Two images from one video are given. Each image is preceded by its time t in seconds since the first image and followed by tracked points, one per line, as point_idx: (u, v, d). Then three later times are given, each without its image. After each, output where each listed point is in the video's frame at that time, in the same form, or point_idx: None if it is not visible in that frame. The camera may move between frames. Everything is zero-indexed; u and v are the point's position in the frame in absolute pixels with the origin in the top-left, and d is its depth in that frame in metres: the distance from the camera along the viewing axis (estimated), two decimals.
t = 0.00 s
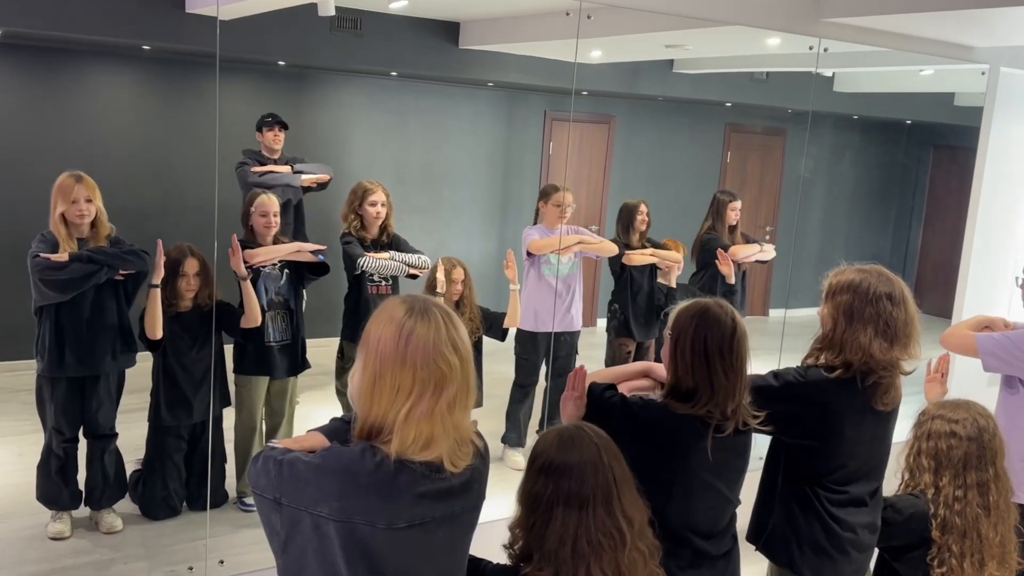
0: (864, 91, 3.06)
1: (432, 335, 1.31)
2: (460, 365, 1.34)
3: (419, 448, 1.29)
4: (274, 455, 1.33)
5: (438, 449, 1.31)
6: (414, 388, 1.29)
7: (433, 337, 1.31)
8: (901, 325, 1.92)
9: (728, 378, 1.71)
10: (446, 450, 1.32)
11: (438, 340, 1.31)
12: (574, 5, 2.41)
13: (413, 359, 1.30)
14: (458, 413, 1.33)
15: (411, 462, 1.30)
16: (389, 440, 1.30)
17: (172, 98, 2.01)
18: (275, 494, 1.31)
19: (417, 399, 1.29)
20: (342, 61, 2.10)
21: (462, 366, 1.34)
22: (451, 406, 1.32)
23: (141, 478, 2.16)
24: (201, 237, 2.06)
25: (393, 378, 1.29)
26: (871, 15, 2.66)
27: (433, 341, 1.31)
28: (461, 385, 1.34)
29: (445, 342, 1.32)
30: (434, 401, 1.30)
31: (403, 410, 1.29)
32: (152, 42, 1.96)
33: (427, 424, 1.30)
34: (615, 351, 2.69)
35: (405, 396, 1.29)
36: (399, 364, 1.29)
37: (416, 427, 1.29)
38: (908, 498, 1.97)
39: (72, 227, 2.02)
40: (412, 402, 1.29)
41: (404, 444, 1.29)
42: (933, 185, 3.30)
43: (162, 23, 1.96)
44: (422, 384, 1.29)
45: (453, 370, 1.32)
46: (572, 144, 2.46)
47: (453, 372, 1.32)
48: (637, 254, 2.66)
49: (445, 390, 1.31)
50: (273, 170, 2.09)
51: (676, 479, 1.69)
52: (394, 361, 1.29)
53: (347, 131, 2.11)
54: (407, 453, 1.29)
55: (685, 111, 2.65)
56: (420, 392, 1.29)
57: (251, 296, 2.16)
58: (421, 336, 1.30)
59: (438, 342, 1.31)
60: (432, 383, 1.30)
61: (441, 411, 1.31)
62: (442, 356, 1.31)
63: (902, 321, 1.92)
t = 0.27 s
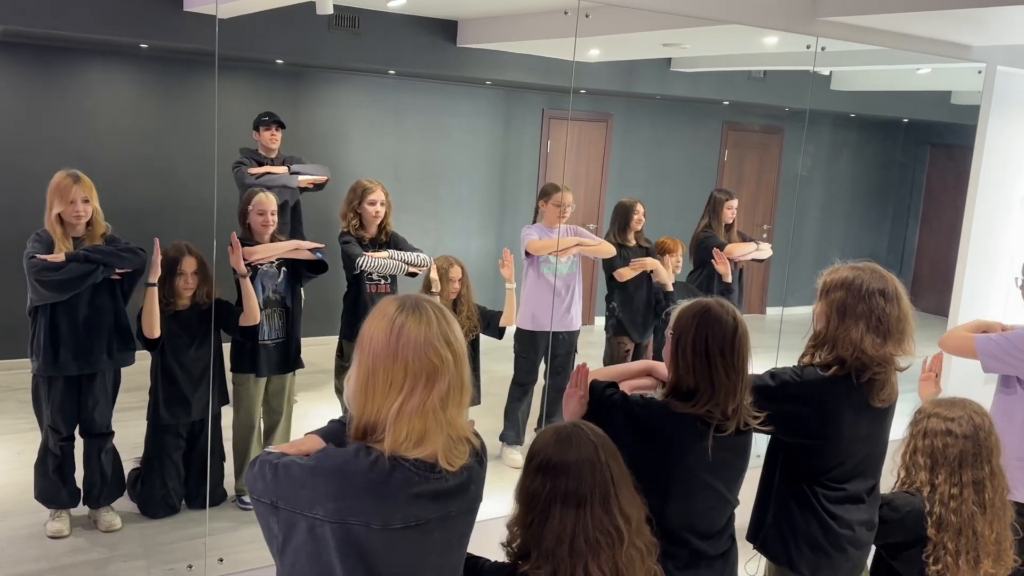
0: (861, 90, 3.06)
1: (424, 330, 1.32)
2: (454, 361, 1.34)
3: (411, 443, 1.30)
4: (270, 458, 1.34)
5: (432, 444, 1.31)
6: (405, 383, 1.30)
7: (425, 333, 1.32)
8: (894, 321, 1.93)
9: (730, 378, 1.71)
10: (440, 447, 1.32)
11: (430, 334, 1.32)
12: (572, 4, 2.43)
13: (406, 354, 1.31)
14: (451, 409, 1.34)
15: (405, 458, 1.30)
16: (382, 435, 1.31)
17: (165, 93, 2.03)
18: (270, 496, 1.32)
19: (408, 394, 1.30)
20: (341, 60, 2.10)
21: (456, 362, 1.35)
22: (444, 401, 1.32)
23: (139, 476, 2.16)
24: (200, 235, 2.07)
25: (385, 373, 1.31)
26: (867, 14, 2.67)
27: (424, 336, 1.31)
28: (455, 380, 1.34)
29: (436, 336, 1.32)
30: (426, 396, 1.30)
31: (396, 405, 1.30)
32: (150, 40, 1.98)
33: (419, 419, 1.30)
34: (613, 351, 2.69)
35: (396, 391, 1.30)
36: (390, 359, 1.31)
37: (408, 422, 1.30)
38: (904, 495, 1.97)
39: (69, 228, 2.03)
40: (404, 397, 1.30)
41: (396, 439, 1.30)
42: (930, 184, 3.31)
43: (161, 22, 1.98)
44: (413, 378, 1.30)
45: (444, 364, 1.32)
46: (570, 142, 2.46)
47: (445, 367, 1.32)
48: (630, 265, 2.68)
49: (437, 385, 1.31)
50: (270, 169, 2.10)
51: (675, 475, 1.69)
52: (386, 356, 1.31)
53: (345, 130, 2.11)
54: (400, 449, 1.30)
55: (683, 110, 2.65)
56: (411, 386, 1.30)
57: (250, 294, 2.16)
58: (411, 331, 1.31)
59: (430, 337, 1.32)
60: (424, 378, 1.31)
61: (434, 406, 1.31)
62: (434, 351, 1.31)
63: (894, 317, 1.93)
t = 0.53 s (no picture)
0: (857, 88, 3.07)
1: (415, 328, 1.32)
2: (444, 359, 1.34)
3: (399, 441, 1.30)
4: (261, 463, 1.35)
5: (419, 442, 1.31)
6: (394, 380, 1.31)
7: (415, 330, 1.32)
8: (886, 317, 1.93)
9: (724, 376, 1.72)
10: (429, 445, 1.32)
11: (420, 332, 1.32)
12: (568, 3, 2.45)
13: (395, 352, 1.31)
14: (440, 407, 1.33)
15: (392, 456, 1.30)
16: (371, 432, 1.31)
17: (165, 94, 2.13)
18: (263, 503, 1.32)
19: (397, 391, 1.30)
20: (336, 58, 2.10)
21: (446, 360, 1.35)
22: (433, 399, 1.32)
23: (135, 474, 2.19)
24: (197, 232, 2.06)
25: (375, 370, 1.31)
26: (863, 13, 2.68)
27: (415, 333, 1.32)
28: (445, 378, 1.34)
29: (427, 333, 1.33)
30: (415, 393, 1.30)
31: (384, 401, 1.30)
32: (145, 37, 2.02)
33: (406, 416, 1.30)
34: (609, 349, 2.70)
35: (385, 388, 1.30)
36: (381, 357, 1.31)
37: (396, 419, 1.30)
38: (892, 490, 2.01)
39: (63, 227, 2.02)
40: (392, 394, 1.30)
41: (384, 436, 1.30)
42: (925, 182, 3.32)
43: (154, 19, 2.00)
44: (402, 375, 1.31)
45: (434, 362, 1.32)
46: (566, 139, 2.46)
47: (435, 364, 1.33)
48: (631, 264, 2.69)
49: (426, 383, 1.31)
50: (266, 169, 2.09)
51: (670, 471, 1.70)
52: (377, 354, 1.32)
53: (341, 129, 2.11)
54: (388, 446, 1.30)
55: (680, 109, 2.65)
56: (399, 383, 1.30)
57: (245, 293, 2.13)
58: (401, 328, 1.32)
59: (420, 335, 1.32)
60: (413, 375, 1.31)
61: (422, 404, 1.31)
62: (424, 348, 1.32)
63: (885, 313, 1.93)
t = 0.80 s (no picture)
0: (852, 88, 3.08)
1: (414, 325, 1.32)
2: (444, 356, 1.34)
3: (400, 438, 1.30)
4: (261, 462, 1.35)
5: (420, 439, 1.31)
6: (394, 377, 1.30)
7: (414, 328, 1.32)
8: (882, 316, 1.94)
9: (721, 374, 1.72)
10: (429, 442, 1.32)
11: (420, 329, 1.32)
12: (564, 2, 2.46)
13: (395, 350, 1.31)
14: (440, 404, 1.33)
15: (393, 453, 1.30)
16: (371, 430, 1.30)
17: (162, 94, 2.08)
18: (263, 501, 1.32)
19: (397, 387, 1.30)
20: (333, 57, 2.09)
21: (446, 357, 1.34)
22: (433, 396, 1.32)
23: (132, 474, 2.18)
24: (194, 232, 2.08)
25: (375, 367, 1.31)
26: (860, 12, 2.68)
27: (414, 330, 1.32)
28: (444, 375, 1.34)
29: (426, 331, 1.33)
30: (415, 390, 1.30)
31: (385, 399, 1.30)
32: (142, 37, 2.01)
33: (407, 414, 1.30)
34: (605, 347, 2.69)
35: (385, 385, 1.30)
36: (381, 354, 1.31)
37: (396, 417, 1.30)
38: (887, 489, 2.03)
39: (58, 225, 2.00)
40: (392, 391, 1.30)
41: (384, 434, 1.29)
42: (920, 182, 3.33)
43: (151, 20, 2.01)
44: (402, 372, 1.30)
45: (434, 359, 1.32)
46: (563, 138, 2.46)
47: (435, 362, 1.32)
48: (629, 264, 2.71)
49: (426, 380, 1.31)
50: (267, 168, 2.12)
51: (665, 470, 1.70)
52: (377, 351, 1.31)
53: (338, 128, 2.11)
54: (388, 443, 1.30)
55: (677, 108, 2.65)
56: (400, 380, 1.30)
57: (241, 292, 2.17)
58: (401, 326, 1.31)
59: (419, 332, 1.32)
60: (413, 372, 1.31)
61: (422, 401, 1.31)
62: (424, 345, 1.31)
63: (881, 312, 1.94)
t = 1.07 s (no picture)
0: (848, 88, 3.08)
1: (414, 320, 1.32)
2: (444, 350, 1.34)
3: (399, 431, 1.30)
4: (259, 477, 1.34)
5: (419, 433, 1.31)
6: (395, 371, 1.31)
7: (414, 322, 1.32)
8: (872, 320, 1.94)
9: (716, 373, 1.73)
10: (429, 436, 1.32)
11: (420, 324, 1.33)
12: (561, 2, 2.46)
13: (396, 344, 1.31)
14: (440, 397, 1.34)
15: (392, 446, 1.31)
16: (371, 423, 1.31)
17: (160, 92, 1.99)
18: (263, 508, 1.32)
19: (397, 381, 1.31)
20: (330, 56, 2.10)
21: (446, 353, 1.35)
22: (433, 389, 1.33)
23: (128, 473, 2.18)
24: (190, 232, 2.07)
25: (376, 361, 1.32)
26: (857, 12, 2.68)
27: (415, 326, 1.32)
28: (444, 369, 1.35)
29: (427, 326, 1.33)
30: (415, 384, 1.31)
31: (385, 392, 1.31)
32: (141, 35, 1.95)
33: (407, 408, 1.31)
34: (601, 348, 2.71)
35: (385, 379, 1.31)
36: (382, 348, 1.32)
37: (396, 410, 1.30)
38: (885, 488, 2.03)
39: (57, 225, 2.00)
40: (392, 384, 1.31)
41: (384, 427, 1.30)
42: (917, 182, 3.33)
43: (148, 18, 1.97)
44: (402, 366, 1.31)
45: (434, 354, 1.33)
46: (560, 137, 2.46)
47: (435, 357, 1.33)
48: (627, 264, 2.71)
49: (426, 375, 1.32)
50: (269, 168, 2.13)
51: (660, 471, 1.70)
52: (378, 345, 1.32)
53: (333, 129, 2.12)
54: (387, 437, 1.30)
55: (674, 108, 2.65)
56: (400, 374, 1.31)
57: (237, 292, 2.18)
58: (402, 321, 1.32)
59: (420, 327, 1.32)
60: (413, 366, 1.31)
61: (423, 394, 1.32)
62: (424, 341, 1.32)
63: (872, 315, 1.94)
